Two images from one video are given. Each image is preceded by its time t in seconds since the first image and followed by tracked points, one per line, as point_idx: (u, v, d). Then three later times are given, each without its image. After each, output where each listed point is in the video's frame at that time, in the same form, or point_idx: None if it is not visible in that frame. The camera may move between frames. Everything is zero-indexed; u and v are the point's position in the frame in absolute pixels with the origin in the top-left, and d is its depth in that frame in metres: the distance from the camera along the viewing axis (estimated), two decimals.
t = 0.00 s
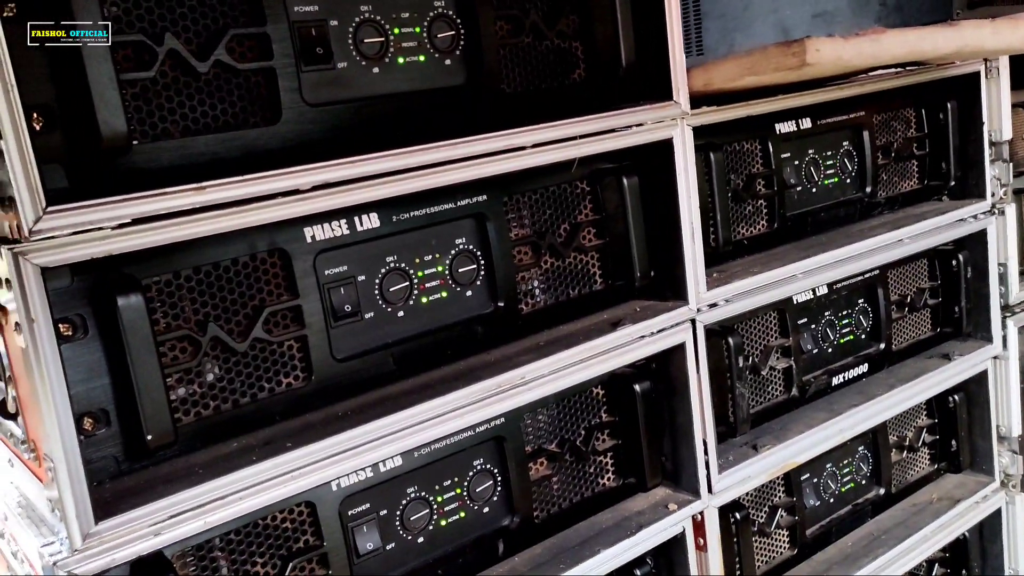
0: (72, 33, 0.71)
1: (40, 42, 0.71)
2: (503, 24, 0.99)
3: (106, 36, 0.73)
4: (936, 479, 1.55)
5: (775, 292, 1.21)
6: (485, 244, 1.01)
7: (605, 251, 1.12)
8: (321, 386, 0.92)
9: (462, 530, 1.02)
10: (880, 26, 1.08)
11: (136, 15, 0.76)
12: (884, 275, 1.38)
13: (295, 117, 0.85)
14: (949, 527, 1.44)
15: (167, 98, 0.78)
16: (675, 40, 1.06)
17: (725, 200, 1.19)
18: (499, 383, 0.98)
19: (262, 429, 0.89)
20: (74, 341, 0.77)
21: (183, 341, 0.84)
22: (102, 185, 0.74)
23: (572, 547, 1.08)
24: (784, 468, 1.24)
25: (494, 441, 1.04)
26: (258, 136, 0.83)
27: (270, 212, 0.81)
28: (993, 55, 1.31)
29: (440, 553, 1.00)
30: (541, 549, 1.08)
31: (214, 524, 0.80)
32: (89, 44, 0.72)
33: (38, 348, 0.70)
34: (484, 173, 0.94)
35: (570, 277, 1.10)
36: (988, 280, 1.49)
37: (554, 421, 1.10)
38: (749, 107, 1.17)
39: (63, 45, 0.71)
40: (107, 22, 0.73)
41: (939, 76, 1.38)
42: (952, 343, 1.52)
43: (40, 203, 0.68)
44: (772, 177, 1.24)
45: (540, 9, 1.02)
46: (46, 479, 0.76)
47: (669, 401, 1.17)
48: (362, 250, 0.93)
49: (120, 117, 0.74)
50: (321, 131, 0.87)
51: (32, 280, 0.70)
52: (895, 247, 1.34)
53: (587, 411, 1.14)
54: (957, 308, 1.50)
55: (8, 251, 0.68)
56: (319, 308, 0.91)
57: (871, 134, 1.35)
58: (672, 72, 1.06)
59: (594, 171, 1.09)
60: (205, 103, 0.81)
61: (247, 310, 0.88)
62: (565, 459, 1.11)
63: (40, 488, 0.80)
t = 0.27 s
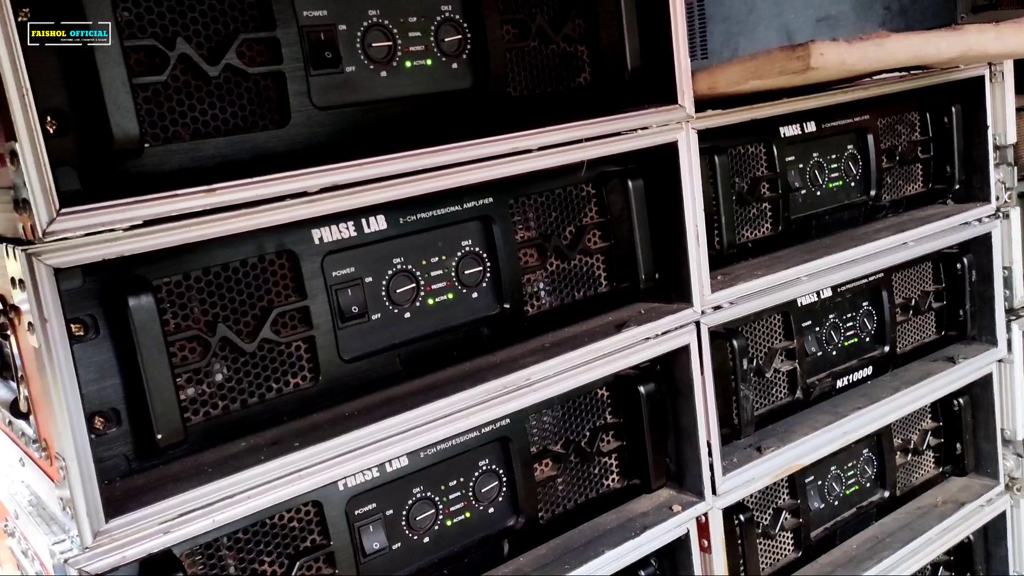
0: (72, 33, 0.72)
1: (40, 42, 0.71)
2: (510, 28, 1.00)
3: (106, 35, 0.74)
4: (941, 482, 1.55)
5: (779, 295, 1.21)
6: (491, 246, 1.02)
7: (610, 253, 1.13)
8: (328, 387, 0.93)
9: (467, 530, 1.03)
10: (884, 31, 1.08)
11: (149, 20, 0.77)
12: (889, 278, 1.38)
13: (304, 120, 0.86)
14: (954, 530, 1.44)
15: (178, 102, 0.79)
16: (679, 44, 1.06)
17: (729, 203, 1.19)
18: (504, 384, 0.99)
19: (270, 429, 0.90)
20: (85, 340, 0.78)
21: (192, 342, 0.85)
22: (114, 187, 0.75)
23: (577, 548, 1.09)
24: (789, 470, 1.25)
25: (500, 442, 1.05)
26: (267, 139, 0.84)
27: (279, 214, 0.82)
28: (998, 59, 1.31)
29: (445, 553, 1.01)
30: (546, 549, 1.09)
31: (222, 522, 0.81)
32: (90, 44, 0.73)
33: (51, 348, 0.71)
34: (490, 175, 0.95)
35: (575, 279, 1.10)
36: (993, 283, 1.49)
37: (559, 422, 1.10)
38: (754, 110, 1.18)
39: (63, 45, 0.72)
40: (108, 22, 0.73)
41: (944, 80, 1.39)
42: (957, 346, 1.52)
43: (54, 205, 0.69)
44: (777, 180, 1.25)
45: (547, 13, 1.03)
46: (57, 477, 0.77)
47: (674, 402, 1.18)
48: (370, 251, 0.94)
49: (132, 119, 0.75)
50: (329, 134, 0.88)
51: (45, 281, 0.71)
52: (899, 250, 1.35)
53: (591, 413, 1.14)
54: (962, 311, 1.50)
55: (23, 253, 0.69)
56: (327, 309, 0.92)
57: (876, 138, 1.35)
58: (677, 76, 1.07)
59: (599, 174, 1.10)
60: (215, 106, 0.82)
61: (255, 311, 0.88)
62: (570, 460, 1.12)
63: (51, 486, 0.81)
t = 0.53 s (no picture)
0: (72, 33, 0.73)
1: (40, 42, 0.72)
2: (515, 38, 1.01)
3: (107, 35, 0.74)
4: (944, 487, 1.56)
5: (781, 301, 1.22)
6: (496, 253, 1.04)
7: (614, 260, 1.14)
8: (335, 392, 0.94)
9: (472, 533, 1.04)
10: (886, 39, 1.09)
11: (161, 31, 0.79)
12: (892, 284, 1.39)
13: (312, 129, 0.87)
14: (957, 535, 1.44)
15: (189, 112, 0.81)
16: (682, 53, 1.07)
17: (732, 209, 1.20)
18: (509, 389, 1.00)
19: (278, 433, 0.92)
20: (98, 346, 0.79)
21: (201, 347, 0.86)
22: (126, 195, 0.77)
23: (581, 552, 1.10)
24: (791, 475, 1.26)
25: (505, 446, 1.06)
26: (276, 148, 0.85)
27: (287, 222, 0.83)
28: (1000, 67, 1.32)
29: (450, 556, 1.02)
30: (550, 553, 1.10)
31: (231, 525, 0.83)
32: (89, 44, 0.74)
33: (65, 354, 0.73)
34: (496, 183, 0.96)
35: (579, 285, 1.12)
36: (996, 289, 1.50)
37: (563, 426, 1.12)
38: (757, 118, 1.18)
39: (62, 45, 0.72)
40: (108, 22, 0.74)
41: (947, 87, 1.39)
42: (960, 352, 1.52)
43: (68, 214, 0.70)
44: (780, 187, 1.25)
45: (551, 22, 1.04)
46: (70, 480, 0.79)
47: (677, 407, 1.19)
48: (376, 258, 0.95)
49: (144, 129, 0.76)
50: (337, 142, 0.89)
51: (59, 288, 0.72)
52: (902, 257, 1.35)
53: (595, 417, 1.15)
54: (966, 317, 1.50)
55: (38, 260, 0.71)
56: (334, 315, 0.93)
57: (879, 144, 1.36)
58: (680, 84, 1.08)
59: (603, 181, 1.11)
60: (225, 116, 0.83)
61: (264, 317, 0.90)
62: (574, 464, 1.13)
63: (64, 489, 0.82)
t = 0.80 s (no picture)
0: (72, 33, 0.72)
1: (42, 43, 0.70)
2: (519, 41, 1.01)
3: (107, 36, 0.74)
4: (950, 491, 1.55)
5: (786, 304, 1.22)
6: (500, 255, 1.04)
7: (618, 262, 1.14)
8: (339, 394, 0.94)
9: (476, 535, 1.04)
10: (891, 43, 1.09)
11: (167, 34, 0.79)
12: (897, 287, 1.39)
13: (317, 132, 0.88)
14: (963, 540, 1.44)
15: (194, 115, 0.81)
16: (687, 56, 1.07)
17: (737, 212, 1.20)
18: (513, 392, 1.00)
19: (282, 435, 0.92)
20: (102, 347, 0.79)
21: (206, 349, 0.86)
22: (131, 198, 0.77)
23: (585, 554, 1.09)
24: (796, 479, 1.25)
25: (509, 449, 1.06)
26: (281, 150, 0.86)
27: (291, 224, 0.84)
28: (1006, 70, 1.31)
29: (454, 558, 1.02)
30: (553, 555, 1.10)
31: (234, 526, 0.83)
32: (90, 44, 0.74)
33: (70, 355, 0.73)
34: (500, 186, 0.96)
35: (583, 288, 1.11)
36: (1002, 293, 1.49)
37: (567, 429, 1.12)
38: (762, 121, 1.18)
39: (63, 45, 0.72)
40: (108, 22, 0.74)
41: (953, 90, 1.39)
42: (966, 355, 1.52)
43: (73, 216, 0.71)
44: (785, 190, 1.25)
45: (556, 25, 1.04)
46: (74, 481, 0.79)
47: (681, 410, 1.19)
48: (381, 260, 0.95)
49: (150, 132, 0.77)
50: (341, 145, 0.90)
51: (64, 290, 0.73)
52: (907, 260, 1.35)
53: (599, 420, 1.15)
54: (972, 320, 1.50)
55: (43, 262, 0.71)
56: (338, 317, 0.93)
57: (884, 147, 1.36)
58: (684, 87, 1.08)
59: (608, 183, 1.11)
60: (230, 119, 0.83)
61: (268, 319, 0.90)
62: (578, 467, 1.13)
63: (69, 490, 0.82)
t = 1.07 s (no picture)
0: (73, 33, 0.72)
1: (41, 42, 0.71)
2: (529, 47, 1.01)
3: (107, 35, 0.74)
4: (962, 500, 1.53)
5: (797, 312, 1.21)
6: (509, 263, 1.03)
7: (628, 269, 1.13)
8: (348, 402, 0.94)
9: (485, 545, 1.03)
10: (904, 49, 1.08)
11: (176, 42, 0.79)
12: (910, 295, 1.38)
13: (327, 139, 0.87)
14: (977, 549, 1.42)
15: (203, 123, 0.81)
16: (697, 62, 1.07)
17: (748, 220, 1.19)
18: (522, 401, 0.99)
19: (290, 444, 0.91)
20: (111, 356, 0.79)
21: (214, 357, 0.86)
22: (140, 206, 0.77)
23: (595, 564, 1.08)
24: (808, 488, 1.24)
25: (518, 457, 1.05)
26: (290, 158, 0.85)
27: (300, 233, 0.83)
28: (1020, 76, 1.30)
29: (463, 568, 1.01)
30: (563, 565, 1.09)
31: (242, 536, 0.82)
32: (90, 44, 0.73)
33: (79, 365, 0.73)
34: (510, 193, 0.96)
35: (593, 295, 1.11)
36: (1015, 301, 1.47)
37: (577, 437, 1.11)
38: (773, 127, 1.17)
39: (62, 45, 0.72)
40: (108, 22, 0.73)
41: (966, 96, 1.38)
42: (980, 363, 1.50)
43: (83, 225, 0.70)
44: (796, 197, 1.24)
45: (566, 32, 1.04)
46: (83, 490, 0.79)
47: (692, 419, 1.18)
48: (390, 268, 0.95)
49: (160, 140, 0.76)
50: (351, 153, 0.89)
51: (73, 299, 0.72)
52: (920, 267, 1.34)
53: (609, 429, 1.14)
54: (985, 328, 1.49)
55: (52, 271, 0.71)
56: (347, 326, 0.93)
57: (896, 154, 1.35)
58: (695, 94, 1.07)
59: (618, 190, 1.10)
60: (239, 126, 0.83)
61: (277, 327, 0.90)
62: (588, 476, 1.12)
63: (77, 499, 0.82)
